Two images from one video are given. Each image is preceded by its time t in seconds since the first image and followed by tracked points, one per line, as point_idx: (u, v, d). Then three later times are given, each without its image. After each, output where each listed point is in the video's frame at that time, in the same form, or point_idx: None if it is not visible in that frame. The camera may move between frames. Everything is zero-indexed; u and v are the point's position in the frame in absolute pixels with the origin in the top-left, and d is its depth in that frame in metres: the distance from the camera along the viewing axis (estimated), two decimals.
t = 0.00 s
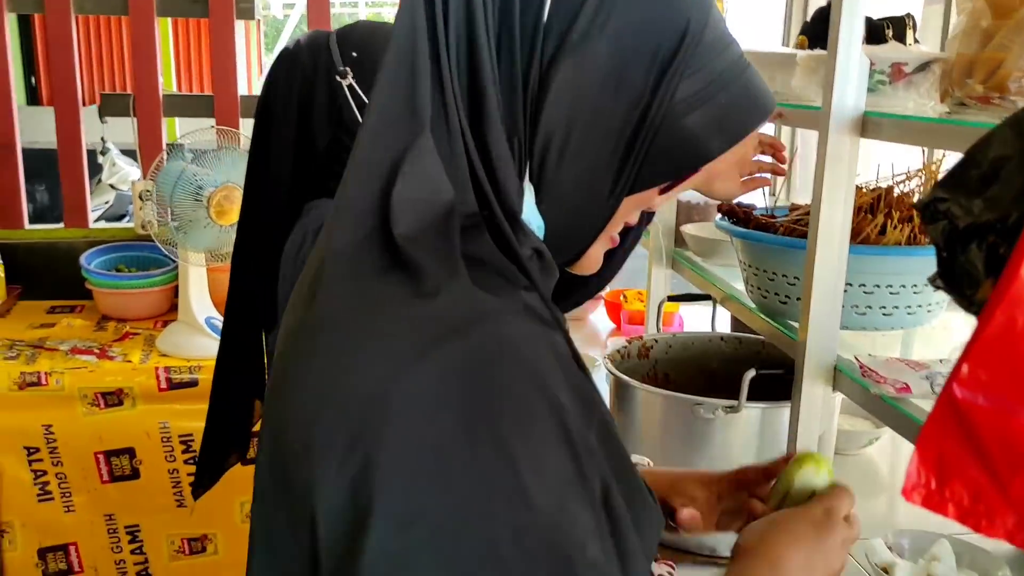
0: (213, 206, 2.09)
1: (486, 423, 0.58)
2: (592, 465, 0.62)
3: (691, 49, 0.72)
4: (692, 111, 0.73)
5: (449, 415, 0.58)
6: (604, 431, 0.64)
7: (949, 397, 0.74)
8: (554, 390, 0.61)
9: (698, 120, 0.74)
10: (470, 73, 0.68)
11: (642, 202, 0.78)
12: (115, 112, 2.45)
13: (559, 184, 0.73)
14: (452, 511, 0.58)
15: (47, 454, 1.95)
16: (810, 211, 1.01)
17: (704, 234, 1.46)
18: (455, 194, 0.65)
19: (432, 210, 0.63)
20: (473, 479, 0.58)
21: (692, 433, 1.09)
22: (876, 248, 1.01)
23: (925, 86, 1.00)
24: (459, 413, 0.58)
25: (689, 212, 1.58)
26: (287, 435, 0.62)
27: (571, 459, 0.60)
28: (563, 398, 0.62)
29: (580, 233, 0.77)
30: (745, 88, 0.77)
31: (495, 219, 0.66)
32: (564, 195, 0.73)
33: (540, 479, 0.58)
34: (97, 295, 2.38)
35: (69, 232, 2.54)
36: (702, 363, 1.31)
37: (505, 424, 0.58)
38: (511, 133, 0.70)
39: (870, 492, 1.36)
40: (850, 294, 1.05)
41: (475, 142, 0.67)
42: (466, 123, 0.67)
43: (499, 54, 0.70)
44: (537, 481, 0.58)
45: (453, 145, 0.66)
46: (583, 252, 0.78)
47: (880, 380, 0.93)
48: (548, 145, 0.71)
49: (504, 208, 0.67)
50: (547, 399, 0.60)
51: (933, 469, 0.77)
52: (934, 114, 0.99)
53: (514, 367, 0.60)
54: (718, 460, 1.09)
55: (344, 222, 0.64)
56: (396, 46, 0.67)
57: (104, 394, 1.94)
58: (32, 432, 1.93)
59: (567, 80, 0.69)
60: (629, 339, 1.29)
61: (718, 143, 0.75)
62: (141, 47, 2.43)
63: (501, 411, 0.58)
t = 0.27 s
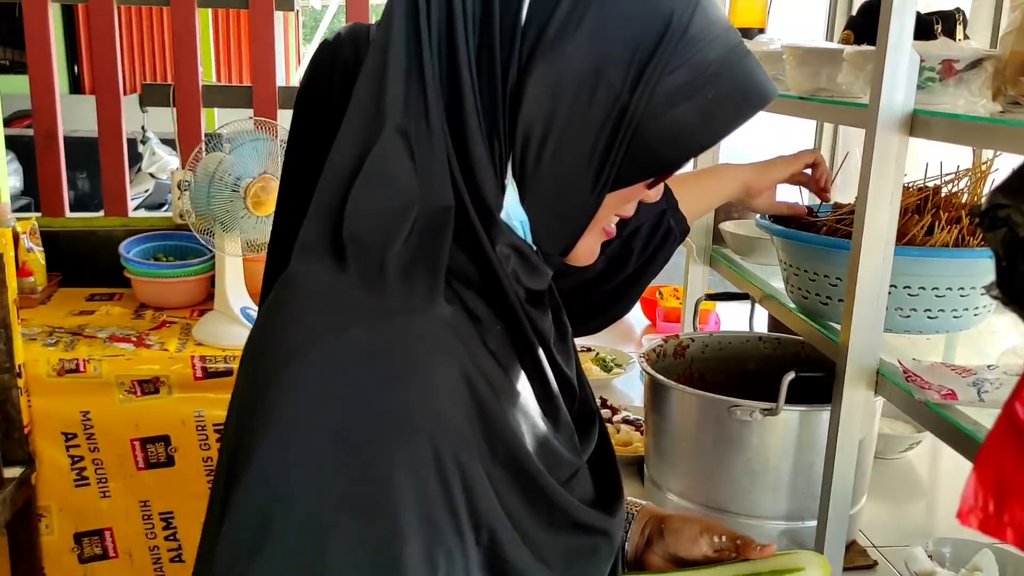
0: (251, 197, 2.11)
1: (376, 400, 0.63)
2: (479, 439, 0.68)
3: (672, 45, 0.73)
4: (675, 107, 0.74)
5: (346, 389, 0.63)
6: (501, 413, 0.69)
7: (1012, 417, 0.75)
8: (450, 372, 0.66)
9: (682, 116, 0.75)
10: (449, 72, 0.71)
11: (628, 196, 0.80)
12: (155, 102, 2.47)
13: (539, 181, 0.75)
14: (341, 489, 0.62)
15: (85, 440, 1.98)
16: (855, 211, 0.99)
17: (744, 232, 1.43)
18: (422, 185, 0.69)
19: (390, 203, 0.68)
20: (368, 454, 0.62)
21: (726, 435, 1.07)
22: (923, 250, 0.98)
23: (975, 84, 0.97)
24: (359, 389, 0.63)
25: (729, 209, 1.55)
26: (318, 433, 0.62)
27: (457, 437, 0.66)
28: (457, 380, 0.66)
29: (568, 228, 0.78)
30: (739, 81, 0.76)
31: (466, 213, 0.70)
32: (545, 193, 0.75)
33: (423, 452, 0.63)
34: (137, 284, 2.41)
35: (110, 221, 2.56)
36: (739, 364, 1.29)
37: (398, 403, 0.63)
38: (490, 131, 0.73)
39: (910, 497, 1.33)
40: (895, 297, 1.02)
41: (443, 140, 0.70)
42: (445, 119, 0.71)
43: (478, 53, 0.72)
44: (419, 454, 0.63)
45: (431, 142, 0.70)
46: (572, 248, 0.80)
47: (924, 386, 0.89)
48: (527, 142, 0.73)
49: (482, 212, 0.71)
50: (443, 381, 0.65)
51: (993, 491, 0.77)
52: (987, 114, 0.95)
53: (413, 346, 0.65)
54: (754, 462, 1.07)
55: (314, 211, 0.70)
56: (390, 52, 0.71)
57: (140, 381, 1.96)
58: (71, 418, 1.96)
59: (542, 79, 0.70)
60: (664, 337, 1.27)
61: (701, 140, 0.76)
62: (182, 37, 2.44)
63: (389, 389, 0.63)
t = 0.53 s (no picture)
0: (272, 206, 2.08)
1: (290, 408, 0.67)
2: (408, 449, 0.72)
3: (639, 41, 0.70)
4: (644, 105, 0.71)
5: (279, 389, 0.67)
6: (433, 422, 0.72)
7: None
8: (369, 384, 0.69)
9: (652, 114, 0.71)
10: (414, 76, 0.72)
11: (602, 202, 0.77)
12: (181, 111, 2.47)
13: (505, 185, 0.73)
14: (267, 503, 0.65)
15: (109, 450, 1.95)
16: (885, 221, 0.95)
17: (771, 241, 1.39)
18: (378, 189, 0.70)
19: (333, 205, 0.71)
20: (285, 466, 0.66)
21: (752, 453, 1.03)
22: (957, 261, 0.93)
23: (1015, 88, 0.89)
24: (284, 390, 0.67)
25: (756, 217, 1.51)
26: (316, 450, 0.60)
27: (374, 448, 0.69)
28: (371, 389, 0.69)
29: (539, 232, 0.76)
30: (716, 80, 0.73)
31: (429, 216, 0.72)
32: (511, 197, 0.74)
33: (353, 456, 0.67)
34: (162, 293, 2.39)
35: (136, 230, 2.56)
36: (766, 378, 1.25)
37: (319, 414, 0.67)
38: (457, 133, 0.73)
39: (947, 516, 1.27)
40: (927, 310, 0.98)
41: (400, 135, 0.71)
42: (408, 119, 0.72)
43: (445, 57, 0.73)
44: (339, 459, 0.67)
45: (391, 141, 0.70)
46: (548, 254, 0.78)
47: (959, 405, 0.85)
48: (490, 142, 0.72)
49: (446, 218, 0.73)
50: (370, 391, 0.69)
51: None
52: None
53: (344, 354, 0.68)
54: (781, 482, 1.02)
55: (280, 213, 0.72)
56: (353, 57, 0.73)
57: (164, 391, 1.95)
58: (94, 428, 1.94)
59: (501, 78, 0.70)
60: (687, 350, 1.23)
61: (670, 141, 0.72)
62: (208, 47, 2.44)
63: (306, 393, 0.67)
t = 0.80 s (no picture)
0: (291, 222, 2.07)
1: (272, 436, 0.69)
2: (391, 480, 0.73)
3: (612, 75, 0.71)
4: (618, 139, 0.72)
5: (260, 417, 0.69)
6: (415, 456, 0.73)
7: None
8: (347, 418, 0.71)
9: (625, 147, 0.72)
10: (395, 113, 0.74)
11: (583, 234, 0.78)
12: (200, 129, 2.50)
13: (485, 218, 0.75)
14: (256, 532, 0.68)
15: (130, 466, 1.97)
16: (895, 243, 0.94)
17: (784, 259, 1.38)
18: (355, 220, 0.73)
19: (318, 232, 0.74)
20: (263, 493, 0.69)
21: (764, 476, 1.02)
22: (969, 283, 0.92)
23: None
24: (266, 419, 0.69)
25: (769, 234, 1.50)
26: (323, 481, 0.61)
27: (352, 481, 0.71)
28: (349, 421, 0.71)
29: (520, 264, 0.76)
30: (693, 113, 0.73)
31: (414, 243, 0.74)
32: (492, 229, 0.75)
33: (326, 485, 0.70)
34: (182, 310, 2.39)
35: (156, 247, 2.58)
36: (780, 398, 1.24)
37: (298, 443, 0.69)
38: (437, 167, 0.75)
39: (965, 536, 1.26)
40: (940, 332, 0.97)
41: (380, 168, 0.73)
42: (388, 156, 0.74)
43: (426, 91, 0.74)
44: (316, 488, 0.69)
45: (370, 175, 0.73)
46: (528, 286, 0.80)
47: (971, 429, 0.84)
48: (468, 175, 0.73)
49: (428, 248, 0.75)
50: (346, 424, 0.71)
51: None
52: None
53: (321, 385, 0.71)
54: (793, 505, 1.02)
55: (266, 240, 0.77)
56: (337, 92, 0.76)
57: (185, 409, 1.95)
58: (115, 445, 1.96)
59: (476, 114, 0.71)
60: (700, 371, 1.23)
61: (645, 174, 0.73)
62: (226, 66, 2.47)
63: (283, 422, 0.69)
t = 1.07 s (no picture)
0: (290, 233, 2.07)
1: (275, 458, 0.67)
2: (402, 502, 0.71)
3: (611, 74, 0.70)
4: (620, 141, 0.71)
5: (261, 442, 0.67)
6: (427, 475, 0.71)
7: None
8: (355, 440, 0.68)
9: (628, 149, 0.72)
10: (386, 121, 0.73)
11: (585, 239, 0.77)
12: (200, 141, 2.49)
13: (484, 227, 0.73)
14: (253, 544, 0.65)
15: (133, 479, 1.96)
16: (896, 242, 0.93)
17: (786, 261, 1.36)
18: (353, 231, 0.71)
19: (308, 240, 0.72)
20: (274, 525, 0.67)
21: (769, 481, 1.01)
22: (972, 282, 0.91)
23: None
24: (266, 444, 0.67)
25: (771, 236, 1.49)
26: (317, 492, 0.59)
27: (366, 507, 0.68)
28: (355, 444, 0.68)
29: (519, 272, 0.75)
30: (693, 109, 0.73)
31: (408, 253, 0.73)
32: (492, 238, 0.73)
33: (344, 515, 0.67)
34: (185, 322, 2.38)
35: (158, 259, 2.58)
36: (784, 401, 1.23)
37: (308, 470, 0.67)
38: (431, 175, 0.73)
39: (975, 538, 1.24)
40: (944, 331, 0.95)
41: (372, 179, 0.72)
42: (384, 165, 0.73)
43: (417, 99, 0.73)
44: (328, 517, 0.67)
45: (364, 185, 0.72)
46: (529, 296, 0.79)
47: (977, 431, 0.82)
48: (465, 183, 0.72)
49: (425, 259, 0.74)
50: (357, 447, 0.68)
51: None
52: None
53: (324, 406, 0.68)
54: (799, 510, 1.00)
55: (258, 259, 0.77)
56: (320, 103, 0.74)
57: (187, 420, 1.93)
58: (118, 458, 1.94)
59: (472, 120, 0.70)
60: (702, 375, 1.21)
61: (647, 174, 0.72)
62: (225, 77, 2.46)
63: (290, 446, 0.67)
